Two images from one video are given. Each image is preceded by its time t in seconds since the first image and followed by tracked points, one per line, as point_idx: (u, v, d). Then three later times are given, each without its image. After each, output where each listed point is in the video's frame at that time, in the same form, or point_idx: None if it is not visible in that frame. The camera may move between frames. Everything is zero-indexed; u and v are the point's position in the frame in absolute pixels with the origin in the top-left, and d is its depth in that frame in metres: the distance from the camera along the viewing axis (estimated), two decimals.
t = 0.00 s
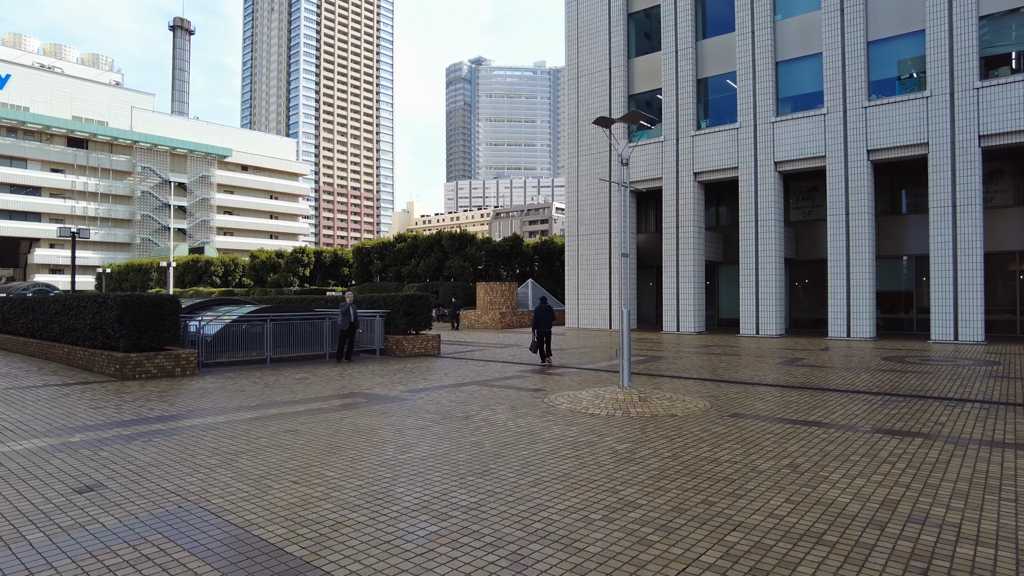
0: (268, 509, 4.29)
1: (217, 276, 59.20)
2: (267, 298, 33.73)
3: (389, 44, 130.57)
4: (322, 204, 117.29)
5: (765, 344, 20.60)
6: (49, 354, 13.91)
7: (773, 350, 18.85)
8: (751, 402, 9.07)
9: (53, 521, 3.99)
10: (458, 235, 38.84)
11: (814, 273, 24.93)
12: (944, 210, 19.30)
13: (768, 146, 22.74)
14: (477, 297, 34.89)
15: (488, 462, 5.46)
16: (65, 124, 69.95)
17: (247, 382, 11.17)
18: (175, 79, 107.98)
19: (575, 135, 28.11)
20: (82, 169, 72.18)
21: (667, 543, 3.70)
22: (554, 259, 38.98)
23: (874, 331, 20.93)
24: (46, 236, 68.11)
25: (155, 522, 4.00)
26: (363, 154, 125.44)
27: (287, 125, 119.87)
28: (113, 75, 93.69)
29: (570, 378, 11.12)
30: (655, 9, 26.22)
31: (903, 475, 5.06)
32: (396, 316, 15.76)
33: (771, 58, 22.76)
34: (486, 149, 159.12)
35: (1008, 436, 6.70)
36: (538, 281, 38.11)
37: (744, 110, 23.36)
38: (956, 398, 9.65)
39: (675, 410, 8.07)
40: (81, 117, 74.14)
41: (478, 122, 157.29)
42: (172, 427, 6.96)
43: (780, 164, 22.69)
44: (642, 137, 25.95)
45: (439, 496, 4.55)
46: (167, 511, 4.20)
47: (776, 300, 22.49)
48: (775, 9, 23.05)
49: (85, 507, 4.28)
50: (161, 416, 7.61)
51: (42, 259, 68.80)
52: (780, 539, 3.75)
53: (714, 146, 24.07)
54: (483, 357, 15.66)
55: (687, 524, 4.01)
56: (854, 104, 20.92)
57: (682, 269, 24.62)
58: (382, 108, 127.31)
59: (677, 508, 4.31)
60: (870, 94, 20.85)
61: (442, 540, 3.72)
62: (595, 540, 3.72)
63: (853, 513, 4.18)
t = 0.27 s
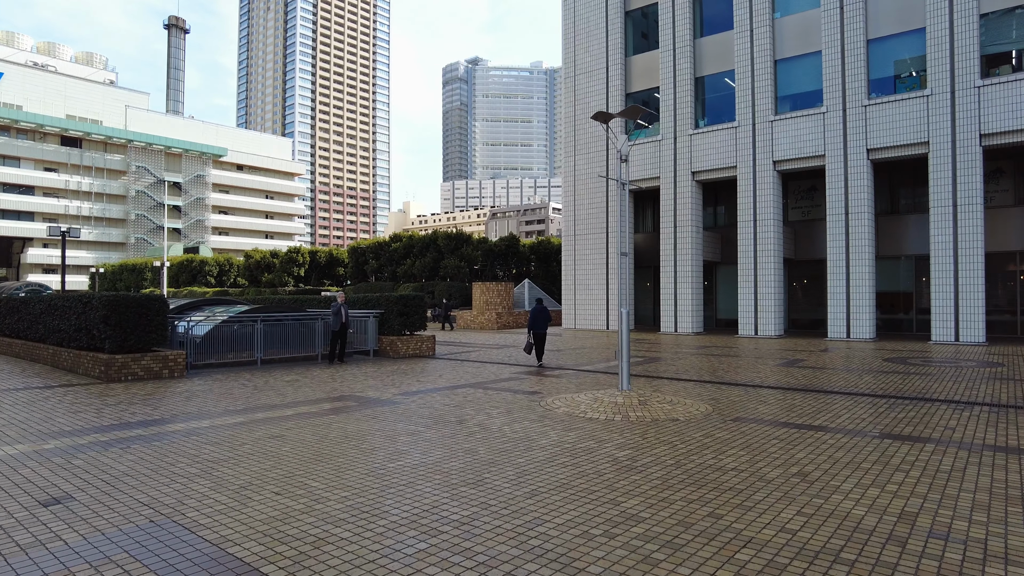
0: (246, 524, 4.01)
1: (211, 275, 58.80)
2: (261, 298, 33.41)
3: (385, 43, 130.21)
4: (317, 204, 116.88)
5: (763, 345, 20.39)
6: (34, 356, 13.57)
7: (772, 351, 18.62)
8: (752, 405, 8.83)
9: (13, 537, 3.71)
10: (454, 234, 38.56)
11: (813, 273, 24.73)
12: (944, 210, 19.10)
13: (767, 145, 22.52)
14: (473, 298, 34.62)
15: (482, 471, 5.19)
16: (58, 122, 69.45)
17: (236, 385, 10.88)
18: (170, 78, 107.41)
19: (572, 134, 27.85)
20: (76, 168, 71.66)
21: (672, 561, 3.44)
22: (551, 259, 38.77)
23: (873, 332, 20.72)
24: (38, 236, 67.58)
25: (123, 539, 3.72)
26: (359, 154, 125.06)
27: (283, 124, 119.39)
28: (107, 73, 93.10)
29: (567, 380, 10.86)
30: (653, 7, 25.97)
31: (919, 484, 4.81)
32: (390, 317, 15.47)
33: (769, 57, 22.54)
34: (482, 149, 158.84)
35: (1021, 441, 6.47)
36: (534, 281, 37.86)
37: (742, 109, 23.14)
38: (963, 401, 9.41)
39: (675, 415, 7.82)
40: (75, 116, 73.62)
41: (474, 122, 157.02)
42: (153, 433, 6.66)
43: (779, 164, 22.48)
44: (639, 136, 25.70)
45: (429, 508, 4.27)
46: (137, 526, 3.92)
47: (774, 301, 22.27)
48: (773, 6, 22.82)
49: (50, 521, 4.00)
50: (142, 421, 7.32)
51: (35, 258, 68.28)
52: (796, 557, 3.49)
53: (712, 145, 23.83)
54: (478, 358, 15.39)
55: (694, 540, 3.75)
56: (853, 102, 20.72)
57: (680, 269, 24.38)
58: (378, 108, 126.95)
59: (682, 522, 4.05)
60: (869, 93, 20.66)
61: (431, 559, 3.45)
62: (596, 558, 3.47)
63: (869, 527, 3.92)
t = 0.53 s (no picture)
0: (220, 544, 3.71)
1: (207, 276, 58.46)
2: (256, 299, 33.08)
3: (383, 44, 129.95)
4: (315, 204, 116.51)
5: (764, 346, 20.12)
6: (19, 358, 13.24)
7: (773, 353, 18.37)
8: (757, 410, 8.55)
9: None
10: (451, 235, 38.27)
11: (814, 273, 24.47)
12: (947, 209, 18.85)
13: (768, 144, 22.25)
14: (470, 298, 34.33)
15: (476, 483, 4.90)
16: (53, 122, 69.04)
17: (225, 389, 10.58)
18: (166, 78, 107.00)
19: (570, 133, 27.57)
20: (71, 168, 71.25)
21: None
22: (549, 260, 38.52)
23: (876, 333, 20.47)
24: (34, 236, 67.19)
25: (84, 562, 3.42)
26: (357, 155, 124.70)
27: (280, 124, 119.01)
28: (103, 73, 92.61)
29: (566, 383, 10.56)
30: (652, 4, 25.70)
31: (940, 498, 4.52)
32: (385, 318, 15.17)
33: (770, 54, 22.29)
34: (480, 149, 158.54)
35: None
36: (532, 281, 37.58)
37: (742, 107, 22.87)
38: (973, 404, 9.14)
39: (678, 420, 7.53)
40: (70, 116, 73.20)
41: (472, 123, 156.75)
42: (131, 440, 6.36)
43: (779, 163, 22.22)
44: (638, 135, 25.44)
45: (418, 527, 3.97)
46: (102, 547, 3.63)
47: (775, 301, 22.02)
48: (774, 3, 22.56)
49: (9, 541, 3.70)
50: (121, 427, 7.00)
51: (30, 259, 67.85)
52: None
53: (712, 144, 23.56)
54: (475, 361, 15.09)
55: (704, 562, 3.47)
56: (855, 100, 20.47)
57: (680, 269, 24.09)
58: (375, 108, 126.64)
59: (690, 541, 3.77)
60: (871, 91, 20.41)
61: None
62: None
63: (892, 548, 3.63)
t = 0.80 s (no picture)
0: (194, 565, 3.42)
1: (205, 276, 58.15)
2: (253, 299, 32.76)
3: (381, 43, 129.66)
4: (313, 204, 116.18)
5: (767, 347, 19.85)
6: (7, 360, 12.94)
7: (776, 354, 18.10)
8: (763, 414, 8.27)
9: None
10: (450, 234, 37.99)
11: (816, 273, 24.21)
12: (953, 208, 18.59)
13: (770, 142, 21.98)
14: (469, 298, 34.05)
15: (472, 495, 4.61)
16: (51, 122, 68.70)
17: (216, 391, 10.29)
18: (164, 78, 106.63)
19: (569, 131, 27.27)
20: (69, 168, 70.88)
21: None
22: (548, 259, 38.26)
23: (879, 334, 20.21)
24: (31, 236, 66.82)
25: None
26: (355, 154, 124.38)
27: (278, 124, 118.66)
28: (100, 72, 92.21)
29: (566, 386, 10.28)
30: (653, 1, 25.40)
31: (967, 511, 4.24)
32: (381, 318, 14.88)
33: (772, 51, 22.01)
34: (479, 149, 158.26)
35: None
36: (531, 281, 37.30)
37: (744, 105, 22.59)
38: (986, 407, 8.86)
39: (683, 425, 7.25)
40: (67, 115, 72.84)
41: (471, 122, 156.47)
42: (110, 447, 6.05)
43: (781, 161, 21.94)
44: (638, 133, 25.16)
45: (409, 545, 3.69)
46: (64, 569, 3.33)
47: (777, 301, 21.74)
48: None
49: None
50: (102, 433, 6.70)
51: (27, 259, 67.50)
52: None
53: (713, 142, 23.28)
54: (473, 362, 14.79)
55: None
56: (858, 97, 20.20)
57: (681, 269, 23.81)
58: (374, 108, 126.34)
59: (703, 560, 3.49)
60: (874, 88, 20.13)
61: None
62: None
63: (920, 568, 3.36)
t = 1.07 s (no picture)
0: None
1: (202, 276, 57.85)
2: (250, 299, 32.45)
3: (381, 44, 129.39)
4: (312, 204, 115.85)
5: (769, 348, 19.60)
6: None
7: (779, 354, 17.83)
8: (772, 417, 8.00)
9: None
10: (448, 234, 37.72)
11: (819, 273, 23.95)
12: (958, 206, 18.33)
13: (772, 140, 21.71)
14: (468, 298, 33.77)
15: (469, 507, 4.34)
16: (48, 121, 68.35)
17: (207, 393, 10.00)
18: (162, 77, 106.25)
19: (569, 130, 26.98)
20: (66, 167, 70.52)
21: None
22: (547, 259, 38.01)
23: (884, 334, 19.95)
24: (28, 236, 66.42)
25: None
26: (354, 154, 124.11)
27: (277, 124, 118.30)
28: (98, 71, 91.79)
29: (566, 388, 9.99)
30: None
31: (998, 526, 3.96)
32: (378, 319, 14.59)
33: (774, 49, 21.74)
34: (478, 149, 157.93)
35: None
36: (530, 281, 37.04)
37: (746, 102, 22.33)
38: (1000, 411, 8.59)
39: (688, 430, 6.97)
40: (65, 114, 72.49)
41: (470, 123, 156.22)
42: (89, 454, 5.75)
43: (784, 159, 21.67)
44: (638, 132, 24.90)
45: (401, 564, 3.42)
46: None
47: (780, 301, 21.47)
48: None
49: None
50: (84, 438, 6.41)
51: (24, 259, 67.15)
52: None
53: (714, 141, 23.00)
54: (472, 362, 14.51)
55: None
56: (862, 95, 19.93)
57: (682, 269, 23.52)
58: (373, 108, 126.07)
59: None
60: (878, 85, 19.87)
61: None
62: None
63: None
